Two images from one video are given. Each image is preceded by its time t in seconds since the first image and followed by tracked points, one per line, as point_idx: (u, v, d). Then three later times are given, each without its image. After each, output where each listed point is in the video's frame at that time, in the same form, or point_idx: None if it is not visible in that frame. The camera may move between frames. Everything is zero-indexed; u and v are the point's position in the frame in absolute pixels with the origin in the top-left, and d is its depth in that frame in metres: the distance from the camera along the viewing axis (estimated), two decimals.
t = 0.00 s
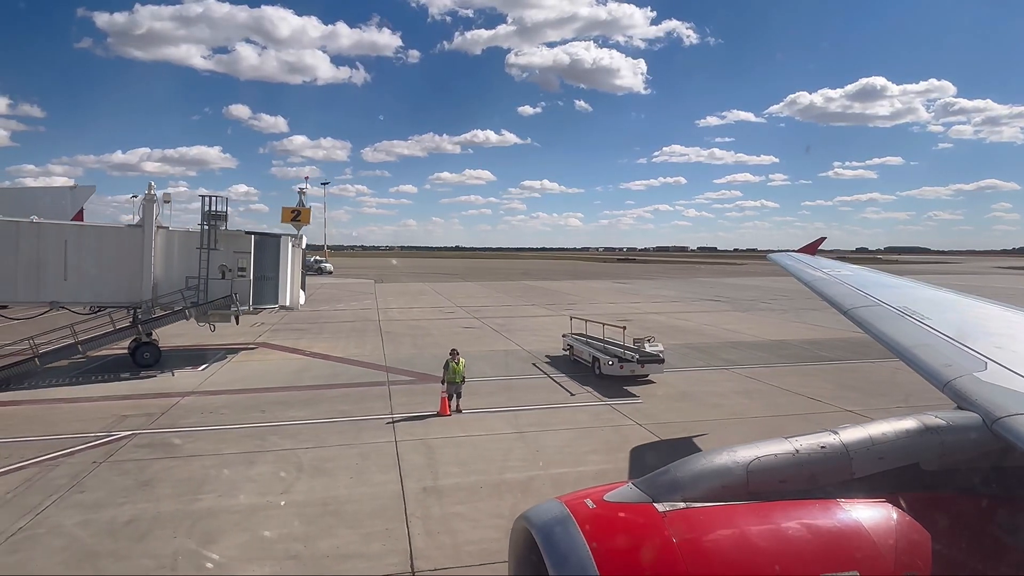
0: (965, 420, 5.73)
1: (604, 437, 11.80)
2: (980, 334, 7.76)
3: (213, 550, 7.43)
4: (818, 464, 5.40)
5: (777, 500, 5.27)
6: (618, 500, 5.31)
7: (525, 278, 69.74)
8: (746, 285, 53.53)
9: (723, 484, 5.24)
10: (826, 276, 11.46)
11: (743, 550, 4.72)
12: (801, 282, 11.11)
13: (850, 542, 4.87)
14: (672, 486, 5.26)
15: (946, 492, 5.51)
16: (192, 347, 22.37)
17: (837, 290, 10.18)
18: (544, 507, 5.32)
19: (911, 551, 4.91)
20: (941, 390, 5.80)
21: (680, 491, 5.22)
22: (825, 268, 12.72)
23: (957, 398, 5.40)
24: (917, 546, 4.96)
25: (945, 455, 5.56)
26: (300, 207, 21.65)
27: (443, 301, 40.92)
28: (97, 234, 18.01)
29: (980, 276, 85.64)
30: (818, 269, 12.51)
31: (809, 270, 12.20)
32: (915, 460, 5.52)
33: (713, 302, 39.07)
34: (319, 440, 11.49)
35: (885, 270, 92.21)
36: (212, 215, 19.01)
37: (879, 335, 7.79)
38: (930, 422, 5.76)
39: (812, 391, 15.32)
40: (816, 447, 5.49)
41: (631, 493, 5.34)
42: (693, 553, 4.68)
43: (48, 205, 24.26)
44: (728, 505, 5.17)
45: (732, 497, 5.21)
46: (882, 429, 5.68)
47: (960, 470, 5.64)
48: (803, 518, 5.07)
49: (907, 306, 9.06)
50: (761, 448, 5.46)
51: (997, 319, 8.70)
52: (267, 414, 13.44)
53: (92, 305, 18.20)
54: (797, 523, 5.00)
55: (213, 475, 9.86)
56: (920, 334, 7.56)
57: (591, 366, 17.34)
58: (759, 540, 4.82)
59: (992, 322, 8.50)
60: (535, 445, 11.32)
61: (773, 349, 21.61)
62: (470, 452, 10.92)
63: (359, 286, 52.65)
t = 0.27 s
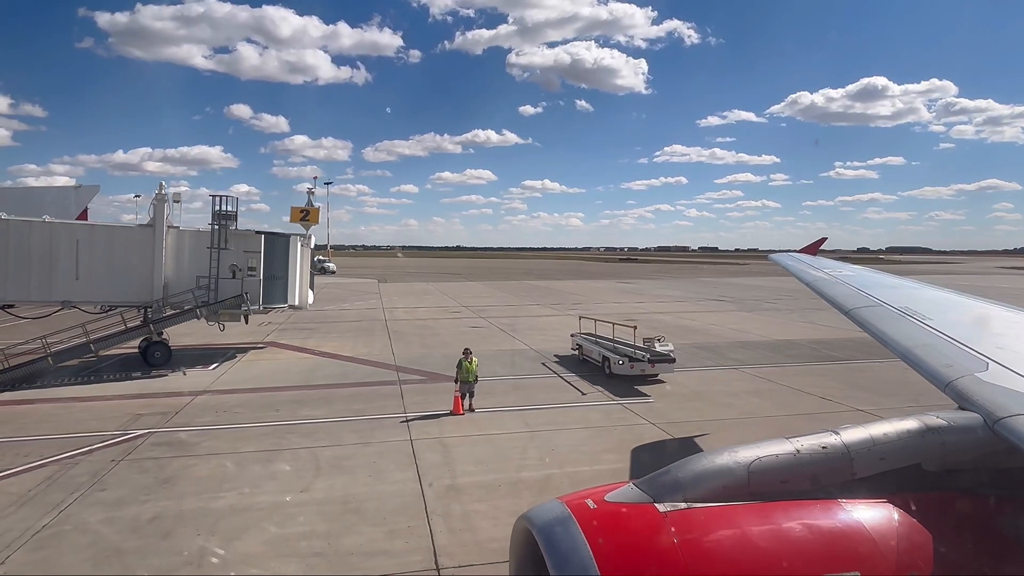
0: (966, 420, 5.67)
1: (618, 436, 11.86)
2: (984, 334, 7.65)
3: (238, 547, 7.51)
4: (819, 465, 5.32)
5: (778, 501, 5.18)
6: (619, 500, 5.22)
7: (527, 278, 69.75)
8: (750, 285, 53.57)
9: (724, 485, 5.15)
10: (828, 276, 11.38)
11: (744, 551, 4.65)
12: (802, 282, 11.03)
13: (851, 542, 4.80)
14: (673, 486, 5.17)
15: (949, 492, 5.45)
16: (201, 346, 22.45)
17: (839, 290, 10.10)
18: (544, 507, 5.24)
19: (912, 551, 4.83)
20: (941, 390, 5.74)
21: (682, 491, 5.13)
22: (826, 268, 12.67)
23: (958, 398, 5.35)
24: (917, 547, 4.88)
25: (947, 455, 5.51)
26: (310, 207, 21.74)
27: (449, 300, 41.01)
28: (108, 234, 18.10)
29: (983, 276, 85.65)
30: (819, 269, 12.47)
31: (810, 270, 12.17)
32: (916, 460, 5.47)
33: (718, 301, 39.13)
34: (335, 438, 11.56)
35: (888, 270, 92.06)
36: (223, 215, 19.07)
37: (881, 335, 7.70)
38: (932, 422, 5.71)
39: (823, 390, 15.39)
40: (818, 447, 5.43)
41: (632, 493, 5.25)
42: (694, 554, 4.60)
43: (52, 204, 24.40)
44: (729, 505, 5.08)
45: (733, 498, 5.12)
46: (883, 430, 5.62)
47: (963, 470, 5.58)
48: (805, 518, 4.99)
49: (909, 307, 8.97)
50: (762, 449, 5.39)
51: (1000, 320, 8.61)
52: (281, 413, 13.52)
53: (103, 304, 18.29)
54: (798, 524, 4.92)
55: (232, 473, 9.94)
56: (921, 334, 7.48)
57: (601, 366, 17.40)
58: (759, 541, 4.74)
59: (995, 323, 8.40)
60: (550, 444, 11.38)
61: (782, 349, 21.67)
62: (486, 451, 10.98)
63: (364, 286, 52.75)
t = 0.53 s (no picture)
0: (964, 421, 5.73)
1: (631, 435, 11.94)
2: (986, 334, 7.51)
3: (263, 544, 7.58)
4: (822, 464, 5.32)
5: (778, 501, 5.13)
6: (620, 499, 5.13)
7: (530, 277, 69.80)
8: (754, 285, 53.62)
9: (725, 485, 5.11)
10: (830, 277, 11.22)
11: (745, 550, 4.58)
12: (803, 281, 10.90)
13: (852, 541, 4.72)
14: (673, 487, 5.12)
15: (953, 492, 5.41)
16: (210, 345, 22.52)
17: (840, 289, 9.97)
18: (545, 506, 5.15)
19: (913, 551, 4.76)
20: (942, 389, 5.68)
21: (682, 491, 5.08)
22: (829, 268, 12.53)
23: (958, 397, 5.29)
24: (918, 546, 4.80)
25: (948, 456, 5.54)
26: (319, 207, 21.84)
27: (454, 300, 41.07)
28: (120, 233, 18.17)
29: (986, 276, 85.70)
30: (822, 268, 12.31)
31: (811, 269, 12.01)
32: (917, 460, 5.49)
33: (723, 301, 39.18)
34: (350, 437, 11.63)
35: (891, 270, 92.10)
36: (233, 214, 19.12)
37: (882, 334, 7.57)
38: (933, 422, 5.76)
39: (833, 390, 15.46)
40: (819, 446, 5.43)
41: (634, 492, 5.16)
42: (694, 554, 4.53)
43: (54, 203, 24.43)
44: (730, 505, 5.03)
45: (734, 498, 5.08)
46: (884, 429, 5.64)
47: (966, 471, 5.58)
48: (805, 518, 4.91)
49: (911, 307, 8.81)
50: (764, 449, 5.38)
51: (1002, 320, 8.43)
52: (295, 411, 13.59)
53: (114, 303, 18.35)
54: (799, 523, 4.85)
55: (251, 471, 10.00)
56: (922, 334, 7.37)
57: (611, 365, 17.46)
58: (758, 542, 4.66)
59: (997, 322, 8.26)
60: (565, 442, 11.46)
61: (790, 348, 21.75)
62: (501, 449, 11.06)
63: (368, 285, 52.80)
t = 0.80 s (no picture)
0: (965, 421, 5.64)
1: (644, 433, 11.99)
2: (989, 335, 7.43)
3: (285, 540, 7.64)
4: (823, 462, 5.28)
5: (780, 499, 5.11)
6: (621, 499, 5.14)
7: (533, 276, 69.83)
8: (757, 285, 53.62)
9: (725, 484, 5.09)
10: (833, 276, 11.11)
11: (746, 549, 4.56)
12: (805, 281, 10.79)
13: (853, 541, 4.69)
14: (674, 486, 5.11)
15: (955, 492, 5.33)
16: (219, 344, 22.60)
17: (842, 289, 9.88)
18: (546, 505, 5.18)
19: (915, 550, 4.72)
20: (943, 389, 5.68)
21: (683, 490, 5.07)
22: (831, 267, 12.41)
23: (960, 396, 5.29)
24: (920, 546, 4.76)
25: (949, 455, 5.47)
26: (327, 206, 21.94)
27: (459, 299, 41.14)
28: (131, 232, 18.25)
29: (989, 276, 85.65)
30: (825, 268, 12.19)
31: (812, 268, 11.92)
32: (917, 460, 5.42)
33: (727, 301, 39.19)
34: (364, 435, 11.68)
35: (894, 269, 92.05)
36: (243, 214, 19.21)
37: (883, 334, 7.51)
38: (934, 421, 5.70)
39: (842, 389, 15.50)
40: (820, 445, 5.39)
41: (635, 492, 5.18)
42: (694, 554, 4.52)
43: (60, 203, 24.52)
44: (731, 504, 5.01)
45: (735, 497, 5.06)
46: (885, 428, 5.58)
47: (966, 469, 5.47)
48: (806, 517, 4.88)
49: (914, 307, 8.72)
50: (764, 448, 5.34)
51: (1005, 321, 8.30)
52: (308, 409, 13.66)
53: (124, 302, 18.43)
54: (800, 523, 4.83)
55: (269, 469, 10.06)
56: (923, 334, 7.30)
57: (619, 364, 17.51)
58: (759, 541, 4.64)
59: (1001, 322, 8.15)
60: (578, 441, 11.51)
61: (797, 348, 21.79)
62: (515, 447, 11.12)
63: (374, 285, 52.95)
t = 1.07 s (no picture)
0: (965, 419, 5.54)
1: (656, 432, 12.04)
2: (990, 334, 7.39)
3: (305, 537, 7.68)
4: (824, 462, 5.17)
5: (780, 499, 5.03)
6: (621, 498, 5.10)
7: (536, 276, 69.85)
8: (761, 284, 53.61)
9: (725, 483, 5.01)
10: (833, 275, 11.03)
11: (745, 549, 4.51)
12: (805, 279, 10.70)
13: (853, 541, 4.63)
14: (674, 485, 5.04)
15: (955, 491, 5.30)
16: (227, 344, 22.65)
17: (842, 288, 9.81)
18: (547, 504, 5.15)
19: (915, 549, 4.69)
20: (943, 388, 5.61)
21: (683, 489, 5.00)
22: (831, 267, 12.30)
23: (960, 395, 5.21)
24: (920, 546, 4.72)
25: (950, 454, 5.38)
26: (334, 206, 22.00)
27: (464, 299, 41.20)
28: (140, 232, 18.32)
29: (992, 276, 85.62)
30: (825, 267, 12.10)
31: (812, 267, 11.85)
32: (918, 459, 5.33)
33: (732, 300, 39.21)
34: (376, 433, 11.73)
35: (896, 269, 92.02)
36: (251, 213, 19.26)
37: (883, 332, 7.46)
38: (934, 421, 5.60)
39: (851, 388, 15.54)
40: (820, 444, 5.28)
41: (634, 491, 5.13)
42: (694, 553, 4.47)
43: (65, 202, 24.59)
44: (731, 504, 4.93)
45: (735, 496, 4.98)
46: (886, 427, 5.48)
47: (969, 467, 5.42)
48: (806, 516, 4.82)
49: (914, 306, 8.67)
50: (763, 446, 5.24)
51: (1005, 319, 8.27)
52: (320, 408, 13.71)
53: (134, 301, 18.48)
54: (800, 522, 4.77)
55: (285, 467, 10.11)
56: (924, 334, 7.25)
57: (628, 363, 17.55)
58: (760, 541, 4.58)
59: (1002, 322, 8.09)
60: (590, 439, 11.56)
61: (804, 347, 21.84)
62: (528, 445, 11.17)
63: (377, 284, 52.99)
